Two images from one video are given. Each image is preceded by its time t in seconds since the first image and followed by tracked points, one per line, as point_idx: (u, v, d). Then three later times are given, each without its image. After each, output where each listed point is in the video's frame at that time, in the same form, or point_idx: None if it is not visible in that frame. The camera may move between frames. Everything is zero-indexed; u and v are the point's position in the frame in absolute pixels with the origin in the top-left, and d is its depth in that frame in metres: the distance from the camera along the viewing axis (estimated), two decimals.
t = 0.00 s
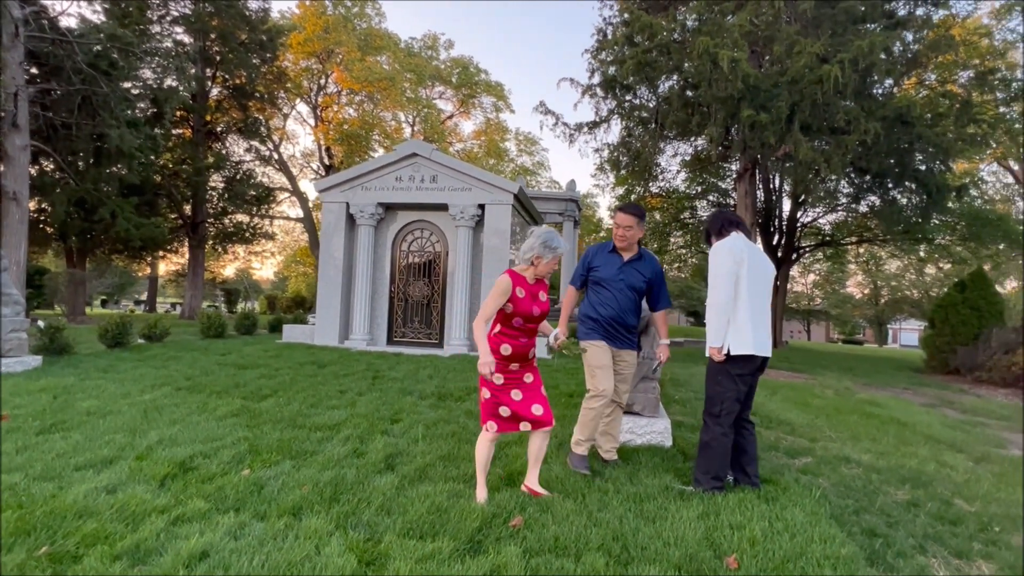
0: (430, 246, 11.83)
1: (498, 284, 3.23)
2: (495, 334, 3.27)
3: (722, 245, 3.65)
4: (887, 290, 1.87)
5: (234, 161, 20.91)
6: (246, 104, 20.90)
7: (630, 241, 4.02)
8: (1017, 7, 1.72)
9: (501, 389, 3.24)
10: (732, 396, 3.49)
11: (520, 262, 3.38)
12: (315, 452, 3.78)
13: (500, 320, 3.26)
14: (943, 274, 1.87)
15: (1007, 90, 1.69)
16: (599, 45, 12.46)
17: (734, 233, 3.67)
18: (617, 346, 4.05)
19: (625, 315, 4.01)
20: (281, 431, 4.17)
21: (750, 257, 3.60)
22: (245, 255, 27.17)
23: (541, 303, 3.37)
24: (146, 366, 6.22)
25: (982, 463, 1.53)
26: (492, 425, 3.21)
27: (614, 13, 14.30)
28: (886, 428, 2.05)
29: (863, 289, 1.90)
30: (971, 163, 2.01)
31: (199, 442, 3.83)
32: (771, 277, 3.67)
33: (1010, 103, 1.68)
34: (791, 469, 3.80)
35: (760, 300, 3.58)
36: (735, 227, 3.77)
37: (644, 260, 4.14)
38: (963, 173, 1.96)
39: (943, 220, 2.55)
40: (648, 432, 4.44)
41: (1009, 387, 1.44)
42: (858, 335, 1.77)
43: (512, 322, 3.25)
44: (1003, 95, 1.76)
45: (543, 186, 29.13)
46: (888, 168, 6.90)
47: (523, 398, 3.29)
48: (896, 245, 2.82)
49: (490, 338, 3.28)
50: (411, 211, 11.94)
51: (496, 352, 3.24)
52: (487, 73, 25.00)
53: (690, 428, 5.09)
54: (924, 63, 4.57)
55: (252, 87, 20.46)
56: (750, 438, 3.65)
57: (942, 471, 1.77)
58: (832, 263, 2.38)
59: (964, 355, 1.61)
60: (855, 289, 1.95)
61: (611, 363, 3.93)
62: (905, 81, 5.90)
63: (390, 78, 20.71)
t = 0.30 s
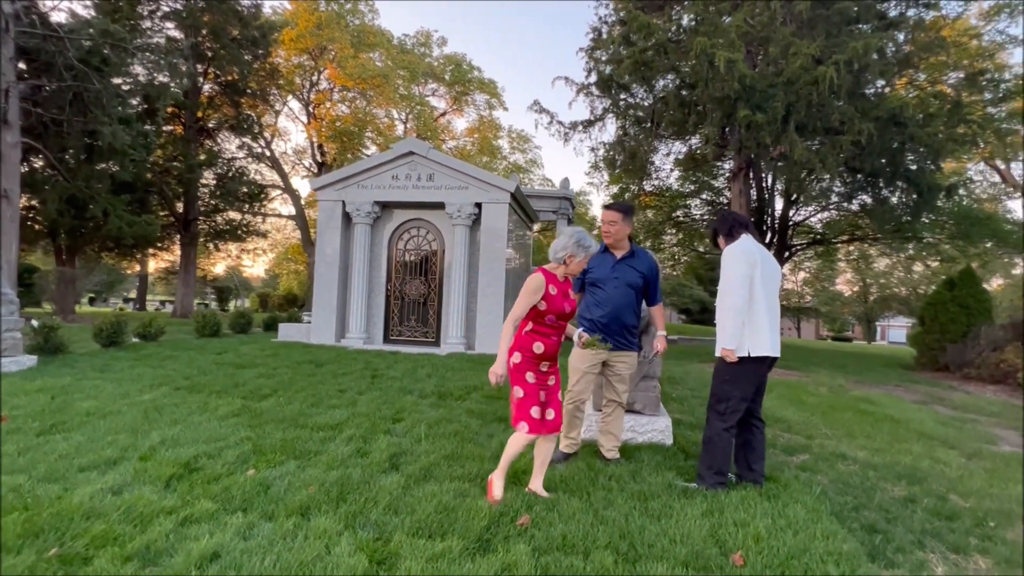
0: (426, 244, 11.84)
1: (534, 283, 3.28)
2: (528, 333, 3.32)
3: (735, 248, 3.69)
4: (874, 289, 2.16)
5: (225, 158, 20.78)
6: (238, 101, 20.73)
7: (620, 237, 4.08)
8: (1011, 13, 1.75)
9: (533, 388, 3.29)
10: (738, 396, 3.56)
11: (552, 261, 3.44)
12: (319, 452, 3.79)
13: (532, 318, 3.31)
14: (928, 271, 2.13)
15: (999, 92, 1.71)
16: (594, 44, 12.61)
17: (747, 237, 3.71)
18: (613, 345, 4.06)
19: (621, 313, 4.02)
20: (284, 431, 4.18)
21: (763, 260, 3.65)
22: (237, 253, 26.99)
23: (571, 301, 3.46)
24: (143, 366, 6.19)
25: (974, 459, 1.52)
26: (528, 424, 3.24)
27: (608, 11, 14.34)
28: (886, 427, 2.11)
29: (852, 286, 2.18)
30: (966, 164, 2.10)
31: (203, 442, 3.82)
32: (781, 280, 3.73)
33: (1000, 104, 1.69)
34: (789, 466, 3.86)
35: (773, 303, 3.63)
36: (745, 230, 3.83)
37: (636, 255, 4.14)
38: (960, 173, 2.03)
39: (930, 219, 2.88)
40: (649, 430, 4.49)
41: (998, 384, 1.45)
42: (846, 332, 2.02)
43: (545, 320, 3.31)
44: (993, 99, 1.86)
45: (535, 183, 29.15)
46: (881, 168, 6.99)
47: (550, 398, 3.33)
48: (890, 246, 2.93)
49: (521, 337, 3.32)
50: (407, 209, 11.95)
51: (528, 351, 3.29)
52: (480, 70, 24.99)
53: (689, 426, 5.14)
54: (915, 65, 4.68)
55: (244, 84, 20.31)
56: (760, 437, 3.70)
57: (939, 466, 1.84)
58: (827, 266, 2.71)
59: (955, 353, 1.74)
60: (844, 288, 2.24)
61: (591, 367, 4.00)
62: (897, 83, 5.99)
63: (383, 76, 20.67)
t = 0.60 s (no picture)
0: (426, 243, 11.86)
1: (557, 283, 3.23)
2: (551, 333, 3.26)
3: (737, 247, 3.72)
4: (873, 289, 2.20)
5: (225, 156, 20.76)
6: (238, 99, 20.70)
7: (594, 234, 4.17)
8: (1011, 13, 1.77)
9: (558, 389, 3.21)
10: (742, 395, 3.60)
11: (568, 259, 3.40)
12: (322, 450, 3.80)
13: (554, 318, 3.26)
14: (928, 273, 2.20)
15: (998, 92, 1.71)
16: (595, 43, 12.61)
17: (750, 236, 3.75)
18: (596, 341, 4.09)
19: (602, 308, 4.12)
20: (286, 429, 4.19)
21: (766, 260, 3.69)
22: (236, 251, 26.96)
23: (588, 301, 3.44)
24: (144, 364, 6.19)
25: (973, 459, 1.54)
26: (560, 424, 3.15)
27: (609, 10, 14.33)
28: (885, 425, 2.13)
29: (849, 285, 2.22)
30: (966, 164, 2.11)
31: (205, 440, 3.83)
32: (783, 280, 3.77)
33: (1000, 102, 1.69)
34: (790, 465, 3.88)
35: (776, 302, 3.67)
36: (747, 229, 3.86)
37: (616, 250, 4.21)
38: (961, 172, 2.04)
39: (929, 219, 2.88)
40: (650, 429, 4.51)
41: (997, 383, 1.45)
42: (845, 332, 2.03)
43: (567, 319, 3.28)
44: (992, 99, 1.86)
45: (535, 182, 29.15)
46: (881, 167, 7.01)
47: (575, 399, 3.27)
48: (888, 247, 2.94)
49: (542, 339, 3.25)
50: (407, 207, 11.96)
51: (551, 351, 3.23)
52: (480, 69, 24.98)
53: (690, 425, 5.16)
54: (915, 65, 4.69)
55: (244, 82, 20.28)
56: (763, 436, 3.73)
57: (939, 466, 1.86)
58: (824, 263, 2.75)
59: (952, 352, 1.80)
60: (842, 286, 2.26)
61: (579, 368, 4.13)
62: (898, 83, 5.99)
63: (383, 74, 20.67)
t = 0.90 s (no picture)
0: (426, 242, 11.87)
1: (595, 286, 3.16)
2: (568, 337, 3.20)
3: (732, 246, 3.74)
4: (873, 289, 2.21)
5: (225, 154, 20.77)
6: (238, 97, 20.71)
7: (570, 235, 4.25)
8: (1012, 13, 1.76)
9: (572, 393, 3.17)
10: (736, 392, 3.61)
11: (583, 259, 3.30)
12: (320, 448, 3.80)
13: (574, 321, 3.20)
14: (928, 274, 2.20)
15: (1001, 91, 1.70)
16: (595, 42, 12.60)
17: (746, 235, 3.76)
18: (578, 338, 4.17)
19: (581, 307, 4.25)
20: (285, 427, 4.20)
21: (761, 258, 3.70)
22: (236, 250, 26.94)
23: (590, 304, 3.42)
24: (144, 362, 6.19)
25: (970, 457, 1.52)
26: (569, 430, 3.12)
27: (610, 10, 14.31)
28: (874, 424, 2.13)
29: (852, 285, 2.24)
30: (966, 163, 2.10)
31: (204, 438, 3.83)
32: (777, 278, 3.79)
33: (1004, 103, 1.68)
34: (788, 463, 3.89)
35: (770, 300, 3.68)
36: (743, 228, 3.88)
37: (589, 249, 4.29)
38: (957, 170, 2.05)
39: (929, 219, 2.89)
40: (649, 428, 4.50)
41: (996, 382, 1.46)
42: (845, 331, 2.06)
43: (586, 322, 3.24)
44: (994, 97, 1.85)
45: (535, 181, 29.13)
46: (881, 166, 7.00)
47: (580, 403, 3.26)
48: (887, 245, 3.00)
49: (567, 342, 3.18)
50: (407, 206, 11.97)
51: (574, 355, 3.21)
52: (480, 68, 24.98)
53: (689, 424, 5.16)
54: (915, 64, 4.68)
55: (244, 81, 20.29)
56: (759, 433, 3.76)
57: (935, 465, 1.84)
58: (823, 261, 2.73)
59: (952, 352, 1.80)
60: (842, 286, 2.27)
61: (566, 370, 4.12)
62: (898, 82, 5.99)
63: (383, 73, 20.66)
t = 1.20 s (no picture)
0: (430, 240, 11.88)
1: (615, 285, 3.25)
2: (584, 334, 3.22)
3: (727, 246, 3.78)
4: (875, 287, 2.13)
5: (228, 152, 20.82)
6: (241, 96, 20.73)
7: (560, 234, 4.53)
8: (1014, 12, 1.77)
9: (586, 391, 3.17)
10: (730, 390, 3.66)
11: (598, 258, 3.32)
12: (328, 446, 3.82)
13: (592, 319, 3.23)
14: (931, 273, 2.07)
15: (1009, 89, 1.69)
16: (598, 40, 12.59)
17: (740, 236, 3.81)
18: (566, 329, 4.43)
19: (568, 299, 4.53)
20: (292, 424, 4.22)
21: (756, 258, 3.74)
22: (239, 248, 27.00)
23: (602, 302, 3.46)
24: (150, 360, 6.23)
25: (975, 455, 1.52)
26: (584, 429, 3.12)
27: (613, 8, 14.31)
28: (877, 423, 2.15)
29: (854, 283, 2.11)
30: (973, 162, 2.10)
31: (212, 435, 3.86)
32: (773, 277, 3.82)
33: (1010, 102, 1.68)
34: (793, 462, 3.90)
35: (764, 301, 3.72)
36: (743, 227, 3.90)
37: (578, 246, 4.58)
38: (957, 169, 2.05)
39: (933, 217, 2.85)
40: (654, 426, 4.52)
41: (998, 381, 1.47)
42: (846, 329, 1.98)
43: (602, 320, 3.27)
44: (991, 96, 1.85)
45: (537, 179, 29.15)
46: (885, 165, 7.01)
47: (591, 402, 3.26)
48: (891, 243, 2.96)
49: (583, 341, 3.21)
50: (411, 205, 11.97)
51: (588, 352, 3.24)
52: (483, 66, 24.98)
53: (694, 422, 5.17)
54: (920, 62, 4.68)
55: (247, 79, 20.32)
56: (760, 430, 3.78)
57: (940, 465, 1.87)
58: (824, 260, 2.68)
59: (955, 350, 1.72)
60: (845, 284, 2.15)
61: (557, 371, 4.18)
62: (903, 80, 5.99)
63: (386, 71, 20.67)
